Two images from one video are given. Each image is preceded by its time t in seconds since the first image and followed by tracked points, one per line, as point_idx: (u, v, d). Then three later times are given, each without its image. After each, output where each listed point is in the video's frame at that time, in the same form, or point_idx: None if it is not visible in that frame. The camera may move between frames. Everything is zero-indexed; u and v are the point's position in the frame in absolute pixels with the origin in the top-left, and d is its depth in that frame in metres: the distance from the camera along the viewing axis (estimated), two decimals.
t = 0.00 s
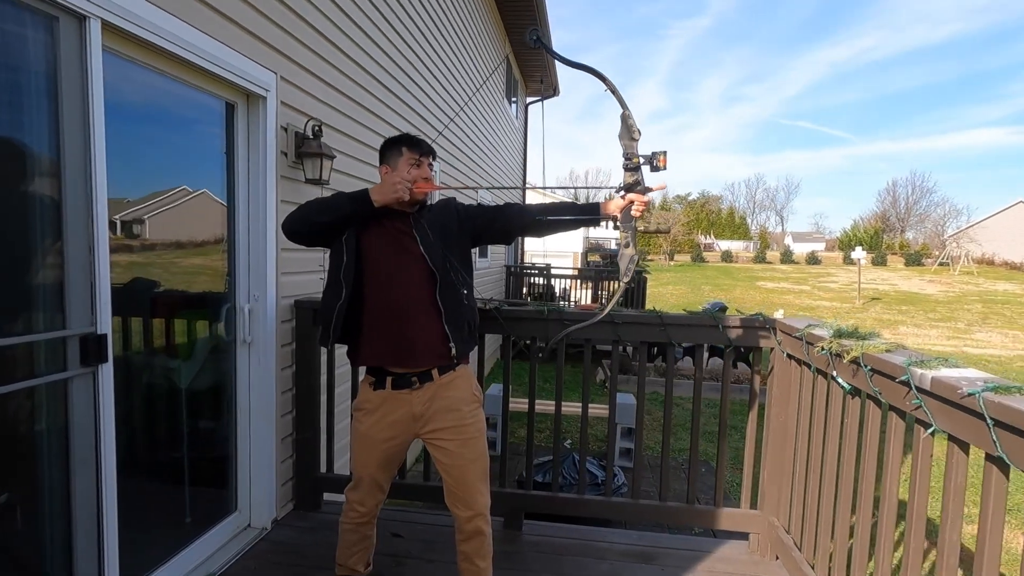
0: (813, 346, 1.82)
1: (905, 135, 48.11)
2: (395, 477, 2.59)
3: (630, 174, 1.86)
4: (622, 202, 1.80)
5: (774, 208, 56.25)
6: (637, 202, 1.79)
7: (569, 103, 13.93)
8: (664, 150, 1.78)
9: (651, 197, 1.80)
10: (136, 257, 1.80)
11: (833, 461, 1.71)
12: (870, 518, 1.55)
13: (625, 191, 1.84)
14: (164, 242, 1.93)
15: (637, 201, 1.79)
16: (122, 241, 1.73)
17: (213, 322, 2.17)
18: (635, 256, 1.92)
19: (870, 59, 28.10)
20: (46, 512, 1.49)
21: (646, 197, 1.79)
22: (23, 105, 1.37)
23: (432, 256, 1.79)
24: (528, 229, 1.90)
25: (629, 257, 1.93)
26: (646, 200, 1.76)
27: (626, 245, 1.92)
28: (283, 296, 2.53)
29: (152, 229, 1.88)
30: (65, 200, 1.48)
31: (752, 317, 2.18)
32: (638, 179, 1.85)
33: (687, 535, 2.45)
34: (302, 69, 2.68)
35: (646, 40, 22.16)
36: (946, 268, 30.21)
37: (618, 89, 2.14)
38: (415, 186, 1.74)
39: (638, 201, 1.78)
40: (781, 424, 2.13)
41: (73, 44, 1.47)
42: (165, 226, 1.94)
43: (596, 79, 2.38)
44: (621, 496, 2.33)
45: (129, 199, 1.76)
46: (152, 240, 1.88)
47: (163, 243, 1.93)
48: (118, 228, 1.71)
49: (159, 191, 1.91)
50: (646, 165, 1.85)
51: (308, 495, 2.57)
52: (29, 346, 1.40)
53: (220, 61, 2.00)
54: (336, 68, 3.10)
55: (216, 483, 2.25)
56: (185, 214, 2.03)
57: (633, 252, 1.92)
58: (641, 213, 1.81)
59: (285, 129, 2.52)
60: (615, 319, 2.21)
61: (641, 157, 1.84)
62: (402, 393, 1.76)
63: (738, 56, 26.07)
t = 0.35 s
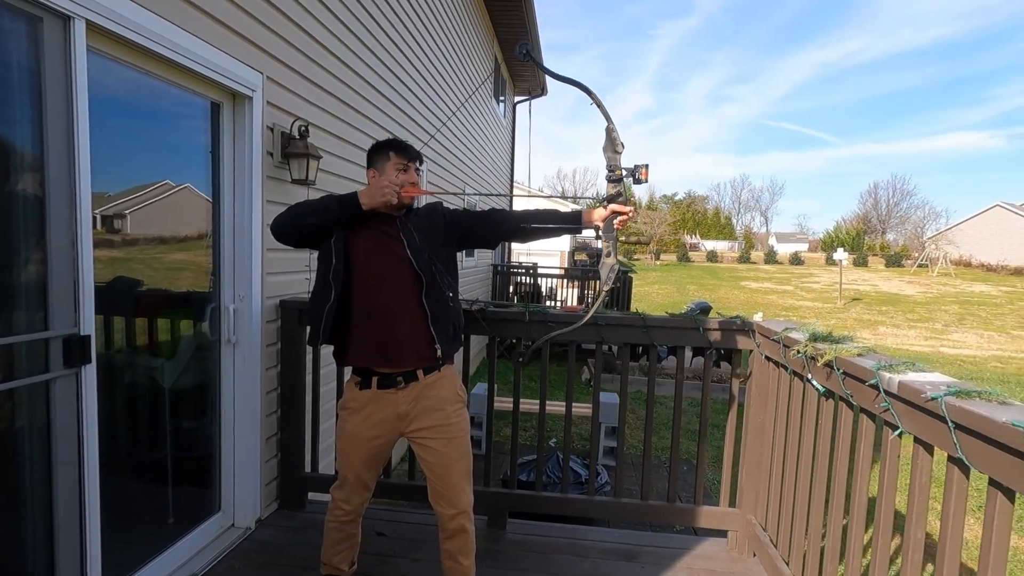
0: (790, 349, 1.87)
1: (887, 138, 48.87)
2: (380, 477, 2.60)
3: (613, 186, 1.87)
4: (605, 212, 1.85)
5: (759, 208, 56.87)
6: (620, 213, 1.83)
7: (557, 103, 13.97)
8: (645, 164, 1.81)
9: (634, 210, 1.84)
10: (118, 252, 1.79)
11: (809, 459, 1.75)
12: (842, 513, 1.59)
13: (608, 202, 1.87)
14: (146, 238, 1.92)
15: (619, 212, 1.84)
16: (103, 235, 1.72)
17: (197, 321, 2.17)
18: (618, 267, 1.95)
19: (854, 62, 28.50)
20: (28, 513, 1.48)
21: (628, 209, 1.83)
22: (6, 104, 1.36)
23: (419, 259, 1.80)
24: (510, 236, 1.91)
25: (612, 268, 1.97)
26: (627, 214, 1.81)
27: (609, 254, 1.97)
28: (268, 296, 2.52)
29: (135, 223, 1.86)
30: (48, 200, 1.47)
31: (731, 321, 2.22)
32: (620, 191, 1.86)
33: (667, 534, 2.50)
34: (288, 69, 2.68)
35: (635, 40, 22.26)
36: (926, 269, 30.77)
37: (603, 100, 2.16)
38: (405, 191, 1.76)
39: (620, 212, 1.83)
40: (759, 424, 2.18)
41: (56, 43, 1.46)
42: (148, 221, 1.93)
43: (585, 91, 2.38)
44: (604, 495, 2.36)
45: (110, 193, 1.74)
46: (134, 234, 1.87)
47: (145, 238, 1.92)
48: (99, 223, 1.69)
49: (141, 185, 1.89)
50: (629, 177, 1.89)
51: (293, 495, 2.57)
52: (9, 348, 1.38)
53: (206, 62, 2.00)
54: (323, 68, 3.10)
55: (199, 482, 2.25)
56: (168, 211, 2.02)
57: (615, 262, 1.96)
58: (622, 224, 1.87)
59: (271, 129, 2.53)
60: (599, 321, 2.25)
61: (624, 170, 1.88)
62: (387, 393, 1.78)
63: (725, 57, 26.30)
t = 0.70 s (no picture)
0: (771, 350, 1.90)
1: (869, 141, 49.60)
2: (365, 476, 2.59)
3: (597, 184, 1.85)
4: (589, 211, 1.86)
5: (744, 209, 57.61)
6: (603, 212, 1.85)
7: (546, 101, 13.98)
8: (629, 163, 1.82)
9: (617, 209, 1.86)
10: (97, 246, 1.76)
11: (789, 458, 1.78)
12: (820, 510, 1.63)
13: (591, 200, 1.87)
14: (126, 232, 1.89)
15: (603, 211, 1.85)
16: (83, 229, 1.70)
17: (180, 318, 2.15)
18: (601, 264, 1.97)
19: (838, 66, 28.86)
20: (5, 513, 1.46)
21: (611, 208, 1.85)
22: None
23: (405, 258, 1.81)
24: (496, 236, 1.92)
25: (595, 266, 1.98)
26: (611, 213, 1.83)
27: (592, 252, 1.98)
28: (253, 293, 2.50)
29: (115, 216, 1.84)
30: (28, 197, 1.45)
31: (714, 321, 2.26)
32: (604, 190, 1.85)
33: (650, 530, 2.53)
34: (274, 64, 2.66)
35: (623, 39, 22.33)
36: (905, 271, 31.32)
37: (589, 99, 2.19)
38: (393, 190, 1.76)
39: (605, 211, 1.85)
40: (740, 422, 2.23)
41: (35, 37, 1.44)
42: (129, 215, 1.90)
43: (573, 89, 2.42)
44: (588, 493, 2.38)
45: (90, 186, 1.72)
46: (114, 228, 1.84)
47: (126, 232, 1.90)
48: (78, 216, 1.67)
49: (123, 179, 1.87)
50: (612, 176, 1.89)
51: (276, 494, 2.56)
52: None
53: (191, 57, 1.98)
54: (310, 64, 3.08)
55: (181, 481, 2.23)
56: (150, 204, 1.99)
57: (598, 260, 1.97)
58: (605, 223, 1.88)
59: (256, 125, 2.51)
60: (584, 321, 2.27)
61: (607, 169, 1.87)
62: (373, 390, 1.78)
63: (712, 58, 26.49)
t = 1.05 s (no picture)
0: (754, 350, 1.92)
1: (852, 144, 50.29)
2: (349, 475, 2.58)
3: (581, 186, 1.87)
4: (573, 213, 1.88)
5: (729, 210, 58.18)
6: (586, 213, 1.86)
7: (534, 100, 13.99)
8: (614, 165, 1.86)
9: (600, 211, 1.87)
10: (77, 242, 1.73)
11: (771, 457, 1.80)
12: (802, 508, 1.64)
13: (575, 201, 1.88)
14: (107, 227, 1.86)
15: (586, 213, 1.86)
16: (62, 224, 1.67)
17: (161, 315, 2.12)
18: (585, 265, 1.96)
19: (823, 69, 29.22)
20: None
21: (595, 209, 1.86)
22: None
23: (391, 256, 1.80)
24: (482, 236, 1.93)
25: (578, 266, 1.97)
26: (594, 214, 1.83)
27: (576, 253, 1.97)
28: (236, 291, 2.48)
29: (95, 212, 1.81)
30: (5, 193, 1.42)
31: (700, 321, 2.28)
32: (588, 192, 1.87)
33: (633, 529, 2.54)
34: (259, 59, 2.64)
35: (611, 39, 22.41)
36: (886, 273, 31.82)
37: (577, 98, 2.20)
38: (379, 186, 1.75)
39: (587, 213, 1.85)
40: (724, 421, 2.25)
41: (13, 28, 1.41)
42: (110, 210, 1.87)
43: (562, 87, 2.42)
44: (572, 491, 2.39)
45: (69, 180, 1.69)
46: (95, 223, 1.81)
47: (106, 227, 1.86)
48: (56, 210, 1.64)
49: (103, 174, 1.84)
50: (597, 178, 1.91)
51: (259, 493, 2.54)
52: None
53: (174, 51, 1.95)
54: (296, 59, 3.05)
55: (161, 480, 2.20)
56: (131, 199, 1.96)
57: (582, 261, 1.96)
58: (589, 225, 1.88)
59: (241, 121, 2.48)
60: (570, 320, 2.28)
61: (592, 171, 1.89)
62: (359, 388, 1.77)
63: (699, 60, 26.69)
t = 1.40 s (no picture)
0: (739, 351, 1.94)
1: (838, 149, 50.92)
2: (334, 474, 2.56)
3: (570, 187, 1.87)
4: (562, 213, 1.88)
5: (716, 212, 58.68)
6: (575, 214, 1.87)
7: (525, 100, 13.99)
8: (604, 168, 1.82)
9: (590, 212, 1.87)
10: (57, 236, 1.71)
11: (755, 457, 1.81)
12: (784, 507, 1.66)
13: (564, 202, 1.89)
14: (89, 221, 1.83)
15: (575, 214, 1.87)
16: (42, 218, 1.64)
17: (144, 312, 2.09)
18: (573, 266, 1.96)
19: (810, 74, 29.57)
20: None
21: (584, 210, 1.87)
22: None
23: (379, 255, 1.79)
24: (471, 236, 1.94)
25: (567, 268, 1.97)
26: (583, 215, 1.84)
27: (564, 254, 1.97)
28: (221, 288, 2.45)
29: (77, 206, 1.78)
30: None
31: (686, 323, 2.29)
32: (578, 193, 1.88)
33: (618, 529, 2.56)
34: (248, 54, 2.61)
35: (602, 40, 22.46)
36: (869, 276, 32.27)
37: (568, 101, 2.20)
38: (368, 183, 1.74)
39: (576, 214, 1.87)
40: (709, 421, 2.27)
41: None
42: (92, 204, 1.84)
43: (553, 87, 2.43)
44: (558, 491, 2.40)
45: (50, 172, 1.66)
46: (76, 217, 1.78)
47: (88, 221, 1.83)
48: (36, 203, 1.61)
49: (86, 167, 1.81)
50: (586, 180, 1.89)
51: (243, 492, 2.52)
52: None
53: (160, 44, 1.93)
54: (285, 55, 3.03)
55: (142, 479, 2.17)
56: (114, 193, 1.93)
57: (571, 262, 1.97)
58: (578, 225, 1.89)
59: (228, 116, 2.45)
60: (558, 320, 2.28)
61: (581, 173, 1.88)
62: (345, 386, 1.76)
63: (688, 62, 26.86)
